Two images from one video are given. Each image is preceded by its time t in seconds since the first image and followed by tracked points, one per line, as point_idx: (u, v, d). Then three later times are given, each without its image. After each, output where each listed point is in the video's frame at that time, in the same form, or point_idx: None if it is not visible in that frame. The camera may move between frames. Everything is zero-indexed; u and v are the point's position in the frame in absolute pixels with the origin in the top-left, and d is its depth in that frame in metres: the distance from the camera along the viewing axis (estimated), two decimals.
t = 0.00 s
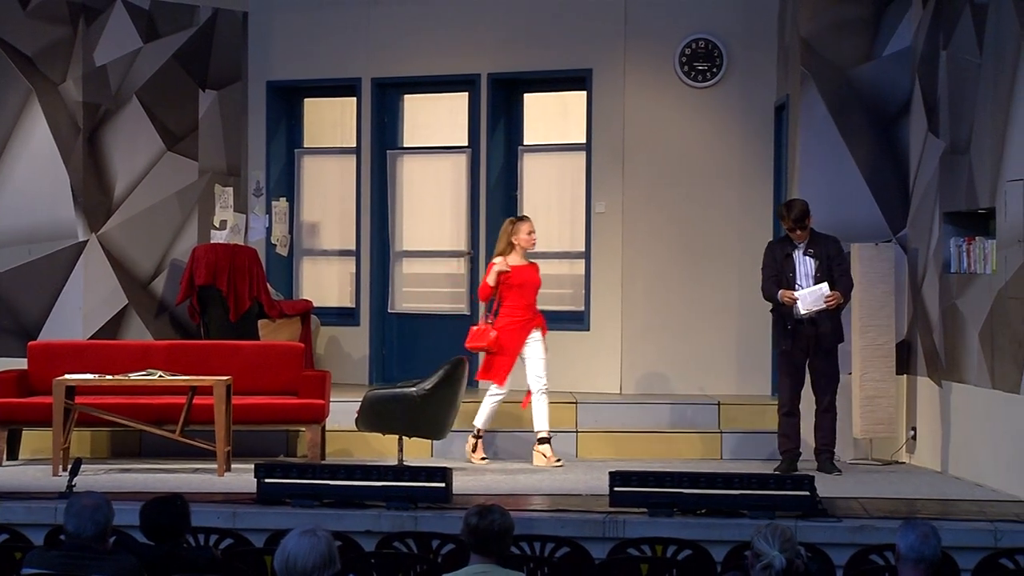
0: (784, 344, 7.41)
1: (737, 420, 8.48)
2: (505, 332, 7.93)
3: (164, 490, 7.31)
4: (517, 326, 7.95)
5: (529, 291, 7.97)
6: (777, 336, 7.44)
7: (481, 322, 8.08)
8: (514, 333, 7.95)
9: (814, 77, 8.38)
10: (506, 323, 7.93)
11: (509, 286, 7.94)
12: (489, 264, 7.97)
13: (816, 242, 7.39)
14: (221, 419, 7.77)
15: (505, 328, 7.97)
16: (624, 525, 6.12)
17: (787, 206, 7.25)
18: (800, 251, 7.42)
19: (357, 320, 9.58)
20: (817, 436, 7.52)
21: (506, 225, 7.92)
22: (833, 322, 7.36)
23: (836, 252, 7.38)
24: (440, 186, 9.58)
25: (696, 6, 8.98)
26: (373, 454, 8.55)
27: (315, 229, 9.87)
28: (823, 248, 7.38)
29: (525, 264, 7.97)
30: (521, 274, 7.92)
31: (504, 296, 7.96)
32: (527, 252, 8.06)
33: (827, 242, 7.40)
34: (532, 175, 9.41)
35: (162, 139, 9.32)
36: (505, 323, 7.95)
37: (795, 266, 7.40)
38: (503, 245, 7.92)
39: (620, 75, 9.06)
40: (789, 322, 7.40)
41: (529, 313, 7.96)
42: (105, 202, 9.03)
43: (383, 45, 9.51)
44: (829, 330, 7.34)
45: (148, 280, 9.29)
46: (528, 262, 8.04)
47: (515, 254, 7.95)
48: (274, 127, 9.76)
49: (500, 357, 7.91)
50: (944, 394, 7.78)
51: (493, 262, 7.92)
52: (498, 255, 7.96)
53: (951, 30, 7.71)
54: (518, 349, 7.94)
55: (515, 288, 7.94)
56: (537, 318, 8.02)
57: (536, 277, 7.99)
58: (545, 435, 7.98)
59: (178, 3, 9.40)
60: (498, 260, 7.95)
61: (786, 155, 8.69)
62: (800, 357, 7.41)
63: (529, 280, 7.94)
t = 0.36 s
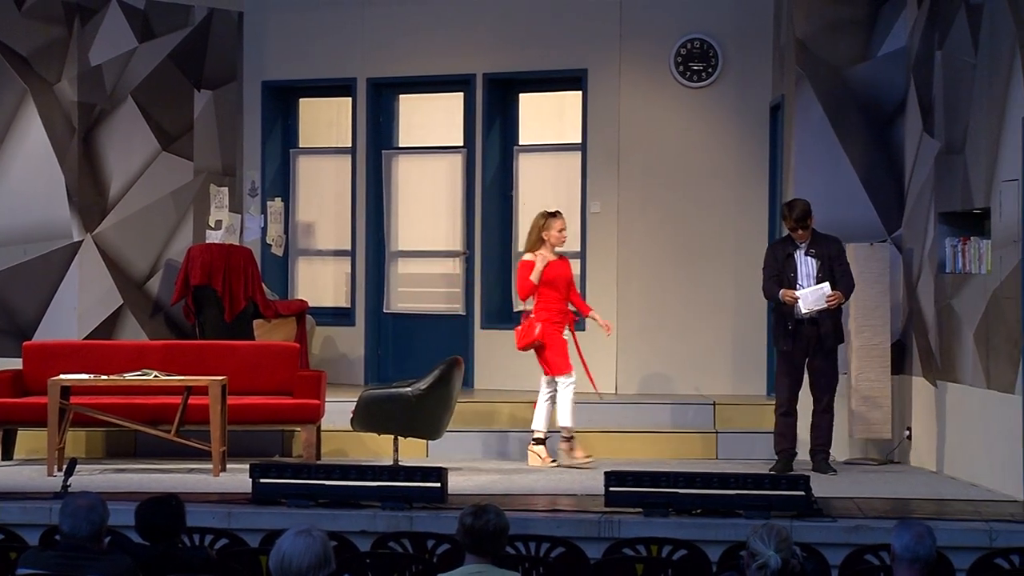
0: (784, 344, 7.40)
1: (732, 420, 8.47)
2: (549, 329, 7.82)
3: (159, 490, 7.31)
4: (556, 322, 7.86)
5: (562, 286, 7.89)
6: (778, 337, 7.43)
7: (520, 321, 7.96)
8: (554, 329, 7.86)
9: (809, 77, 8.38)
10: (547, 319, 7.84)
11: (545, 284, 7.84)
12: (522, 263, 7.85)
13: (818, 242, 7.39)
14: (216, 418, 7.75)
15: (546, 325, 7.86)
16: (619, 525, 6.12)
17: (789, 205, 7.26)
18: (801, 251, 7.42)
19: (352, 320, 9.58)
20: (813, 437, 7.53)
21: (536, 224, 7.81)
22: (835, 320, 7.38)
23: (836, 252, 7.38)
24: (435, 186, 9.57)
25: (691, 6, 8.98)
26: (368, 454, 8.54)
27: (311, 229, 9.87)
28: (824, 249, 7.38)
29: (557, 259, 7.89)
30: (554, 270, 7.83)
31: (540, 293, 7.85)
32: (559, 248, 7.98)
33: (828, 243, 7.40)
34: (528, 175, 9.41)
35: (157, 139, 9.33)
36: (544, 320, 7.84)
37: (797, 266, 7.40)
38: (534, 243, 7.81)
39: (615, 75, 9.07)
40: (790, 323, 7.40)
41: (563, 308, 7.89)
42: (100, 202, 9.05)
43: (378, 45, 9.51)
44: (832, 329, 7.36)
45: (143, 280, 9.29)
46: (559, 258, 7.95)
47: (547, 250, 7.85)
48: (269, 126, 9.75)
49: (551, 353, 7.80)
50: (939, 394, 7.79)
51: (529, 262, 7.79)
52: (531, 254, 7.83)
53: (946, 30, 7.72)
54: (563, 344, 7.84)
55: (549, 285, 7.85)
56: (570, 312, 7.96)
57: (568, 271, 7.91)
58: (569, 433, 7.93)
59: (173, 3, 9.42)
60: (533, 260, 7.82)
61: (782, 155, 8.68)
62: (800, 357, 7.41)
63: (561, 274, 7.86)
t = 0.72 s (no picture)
0: (782, 344, 7.41)
1: (727, 420, 8.47)
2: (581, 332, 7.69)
3: (154, 490, 7.31)
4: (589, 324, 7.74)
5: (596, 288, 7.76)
6: (775, 336, 7.46)
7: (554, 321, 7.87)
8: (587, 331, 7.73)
9: (804, 77, 8.36)
10: (580, 321, 7.71)
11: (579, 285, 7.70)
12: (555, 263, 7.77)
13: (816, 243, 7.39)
14: (210, 419, 7.73)
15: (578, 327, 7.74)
16: (613, 525, 6.12)
17: (785, 205, 7.26)
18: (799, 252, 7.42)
19: (347, 320, 9.59)
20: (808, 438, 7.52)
21: (566, 226, 7.72)
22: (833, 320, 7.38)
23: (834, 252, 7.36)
24: (430, 186, 9.58)
25: (685, 6, 8.98)
26: (363, 455, 8.53)
27: (305, 230, 9.89)
28: (820, 251, 7.33)
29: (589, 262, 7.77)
30: (587, 272, 7.71)
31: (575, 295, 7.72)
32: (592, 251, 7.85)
33: (826, 244, 7.35)
34: (521, 176, 9.43)
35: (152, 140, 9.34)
36: (576, 321, 7.72)
37: (793, 266, 7.40)
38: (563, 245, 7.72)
39: (609, 75, 9.07)
40: (788, 323, 7.42)
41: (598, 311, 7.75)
42: (95, 202, 9.05)
43: (372, 46, 9.52)
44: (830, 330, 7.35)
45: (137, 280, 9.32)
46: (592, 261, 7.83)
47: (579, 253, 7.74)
48: (262, 127, 9.76)
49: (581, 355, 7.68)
50: (933, 395, 7.79)
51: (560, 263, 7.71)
52: (563, 255, 7.77)
53: (940, 30, 7.72)
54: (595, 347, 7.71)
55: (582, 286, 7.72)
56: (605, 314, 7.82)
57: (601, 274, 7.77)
58: (598, 441, 7.73)
59: (166, 3, 9.42)
60: (565, 260, 7.75)
61: (775, 156, 8.69)
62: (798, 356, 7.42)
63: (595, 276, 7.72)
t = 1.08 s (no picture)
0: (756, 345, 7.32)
1: (723, 420, 8.47)
2: (601, 331, 7.60)
3: (150, 490, 7.31)
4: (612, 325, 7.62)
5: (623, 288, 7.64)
6: (753, 337, 7.37)
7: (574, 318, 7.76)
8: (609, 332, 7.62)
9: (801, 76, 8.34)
10: (604, 321, 7.60)
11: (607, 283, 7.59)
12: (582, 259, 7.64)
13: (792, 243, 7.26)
14: (207, 420, 7.72)
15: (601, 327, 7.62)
16: (610, 525, 6.13)
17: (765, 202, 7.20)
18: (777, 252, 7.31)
19: (344, 320, 9.59)
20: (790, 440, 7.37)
21: (597, 221, 7.58)
22: (811, 321, 7.24)
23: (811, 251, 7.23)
24: (427, 186, 9.59)
25: (682, 6, 8.99)
26: (359, 455, 8.53)
27: (302, 229, 9.89)
28: (796, 251, 7.23)
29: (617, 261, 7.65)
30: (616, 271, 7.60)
31: (601, 292, 7.60)
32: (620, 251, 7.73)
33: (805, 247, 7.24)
34: (518, 176, 9.43)
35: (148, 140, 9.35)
36: (599, 321, 7.61)
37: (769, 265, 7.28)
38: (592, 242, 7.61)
39: (606, 75, 9.07)
40: (765, 325, 7.31)
41: (622, 310, 7.64)
42: (92, 201, 9.06)
43: (369, 45, 9.52)
44: (808, 329, 7.22)
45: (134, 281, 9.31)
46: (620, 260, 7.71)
47: (607, 251, 7.61)
48: (259, 127, 9.76)
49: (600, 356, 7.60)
50: (929, 395, 7.79)
51: (589, 260, 7.58)
52: (592, 249, 7.61)
53: (936, 30, 7.72)
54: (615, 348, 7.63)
55: (609, 285, 7.60)
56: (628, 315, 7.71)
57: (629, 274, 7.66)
58: (648, 440, 7.53)
59: (163, 3, 9.42)
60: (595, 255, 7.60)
61: (772, 157, 8.70)
62: (773, 359, 7.31)
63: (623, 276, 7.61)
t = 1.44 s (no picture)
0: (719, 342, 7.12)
1: (718, 420, 8.47)
2: (623, 333, 7.47)
3: (145, 491, 7.30)
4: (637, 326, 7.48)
5: (650, 290, 7.50)
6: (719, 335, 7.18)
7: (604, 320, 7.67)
8: (634, 334, 7.47)
9: (794, 77, 8.37)
10: (626, 322, 7.48)
11: (629, 284, 7.48)
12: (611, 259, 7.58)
13: (760, 240, 7.05)
14: (201, 420, 7.70)
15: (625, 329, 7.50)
16: (605, 525, 6.12)
17: (737, 198, 7.02)
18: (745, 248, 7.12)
19: (338, 320, 9.59)
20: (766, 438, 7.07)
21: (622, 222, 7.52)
22: (768, 320, 7.04)
23: (779, 249, 7.00)
24: (421, 186, 9.59)
25: (676, 6, 8.99)
26: (354, 455, 8.52)
27: (296, 229, 9.91)
28: (764, 248, 7.02)
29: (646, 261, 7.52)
30: (640, 272, 7.48)
31: (625, 294, 7.50)
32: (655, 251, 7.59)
33: (772, 243, 7.03)
34: (512, 176, 9.44)
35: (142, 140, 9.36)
36: (623, 322, 7.49)
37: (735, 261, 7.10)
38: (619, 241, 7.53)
39: (600, 75, 9.07)
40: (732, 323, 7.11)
41: (647, 312, 7.49)
42: (86, 202, 9.04)
43: (363, 45, 9.52)
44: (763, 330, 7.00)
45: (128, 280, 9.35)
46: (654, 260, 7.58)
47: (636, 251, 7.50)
48: (253, 127, 9.76)
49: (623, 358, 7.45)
50: (923, 395, 7.80)
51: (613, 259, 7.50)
52: (620, 251, 7.55)
53: (930, 31, 7.73)
54: (638, 350, 7.46)
55: (634, 286, 7.49)
56: (657, 318, 7.54)
57: (658, 275, 7.51)
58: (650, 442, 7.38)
59: (157, 3, 9.43)
60: (620, 257, 7.51)
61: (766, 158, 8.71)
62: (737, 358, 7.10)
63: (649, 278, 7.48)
